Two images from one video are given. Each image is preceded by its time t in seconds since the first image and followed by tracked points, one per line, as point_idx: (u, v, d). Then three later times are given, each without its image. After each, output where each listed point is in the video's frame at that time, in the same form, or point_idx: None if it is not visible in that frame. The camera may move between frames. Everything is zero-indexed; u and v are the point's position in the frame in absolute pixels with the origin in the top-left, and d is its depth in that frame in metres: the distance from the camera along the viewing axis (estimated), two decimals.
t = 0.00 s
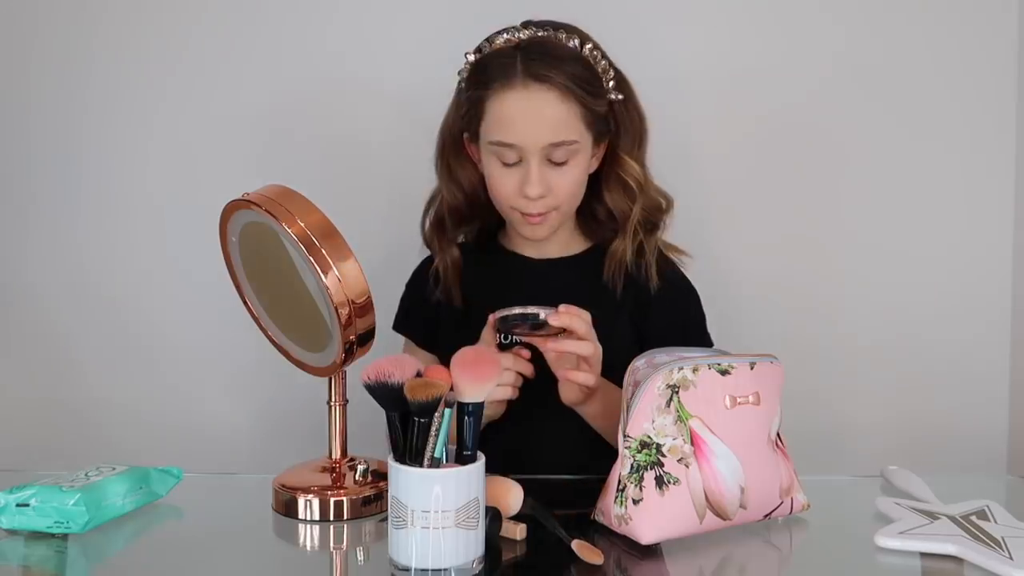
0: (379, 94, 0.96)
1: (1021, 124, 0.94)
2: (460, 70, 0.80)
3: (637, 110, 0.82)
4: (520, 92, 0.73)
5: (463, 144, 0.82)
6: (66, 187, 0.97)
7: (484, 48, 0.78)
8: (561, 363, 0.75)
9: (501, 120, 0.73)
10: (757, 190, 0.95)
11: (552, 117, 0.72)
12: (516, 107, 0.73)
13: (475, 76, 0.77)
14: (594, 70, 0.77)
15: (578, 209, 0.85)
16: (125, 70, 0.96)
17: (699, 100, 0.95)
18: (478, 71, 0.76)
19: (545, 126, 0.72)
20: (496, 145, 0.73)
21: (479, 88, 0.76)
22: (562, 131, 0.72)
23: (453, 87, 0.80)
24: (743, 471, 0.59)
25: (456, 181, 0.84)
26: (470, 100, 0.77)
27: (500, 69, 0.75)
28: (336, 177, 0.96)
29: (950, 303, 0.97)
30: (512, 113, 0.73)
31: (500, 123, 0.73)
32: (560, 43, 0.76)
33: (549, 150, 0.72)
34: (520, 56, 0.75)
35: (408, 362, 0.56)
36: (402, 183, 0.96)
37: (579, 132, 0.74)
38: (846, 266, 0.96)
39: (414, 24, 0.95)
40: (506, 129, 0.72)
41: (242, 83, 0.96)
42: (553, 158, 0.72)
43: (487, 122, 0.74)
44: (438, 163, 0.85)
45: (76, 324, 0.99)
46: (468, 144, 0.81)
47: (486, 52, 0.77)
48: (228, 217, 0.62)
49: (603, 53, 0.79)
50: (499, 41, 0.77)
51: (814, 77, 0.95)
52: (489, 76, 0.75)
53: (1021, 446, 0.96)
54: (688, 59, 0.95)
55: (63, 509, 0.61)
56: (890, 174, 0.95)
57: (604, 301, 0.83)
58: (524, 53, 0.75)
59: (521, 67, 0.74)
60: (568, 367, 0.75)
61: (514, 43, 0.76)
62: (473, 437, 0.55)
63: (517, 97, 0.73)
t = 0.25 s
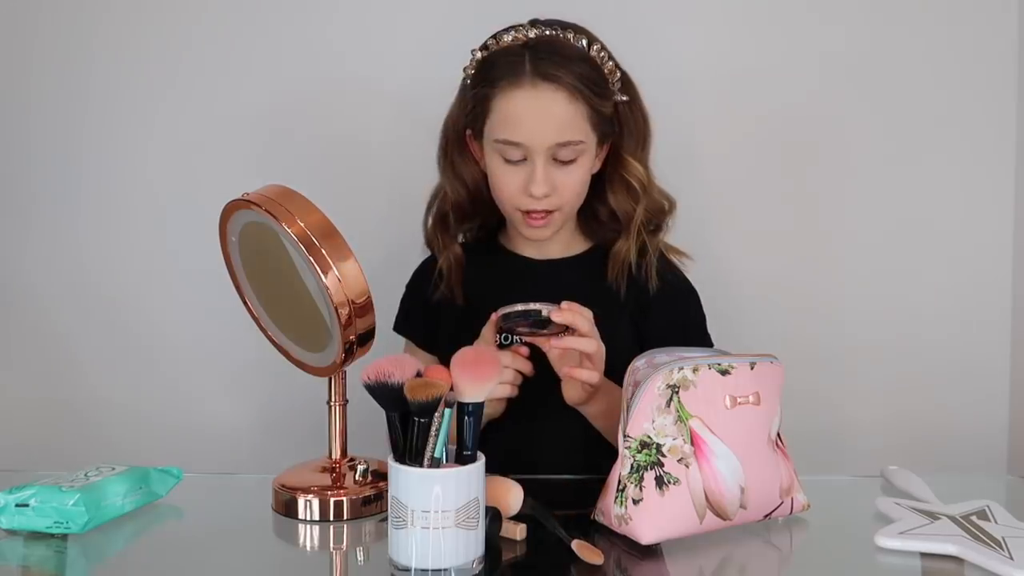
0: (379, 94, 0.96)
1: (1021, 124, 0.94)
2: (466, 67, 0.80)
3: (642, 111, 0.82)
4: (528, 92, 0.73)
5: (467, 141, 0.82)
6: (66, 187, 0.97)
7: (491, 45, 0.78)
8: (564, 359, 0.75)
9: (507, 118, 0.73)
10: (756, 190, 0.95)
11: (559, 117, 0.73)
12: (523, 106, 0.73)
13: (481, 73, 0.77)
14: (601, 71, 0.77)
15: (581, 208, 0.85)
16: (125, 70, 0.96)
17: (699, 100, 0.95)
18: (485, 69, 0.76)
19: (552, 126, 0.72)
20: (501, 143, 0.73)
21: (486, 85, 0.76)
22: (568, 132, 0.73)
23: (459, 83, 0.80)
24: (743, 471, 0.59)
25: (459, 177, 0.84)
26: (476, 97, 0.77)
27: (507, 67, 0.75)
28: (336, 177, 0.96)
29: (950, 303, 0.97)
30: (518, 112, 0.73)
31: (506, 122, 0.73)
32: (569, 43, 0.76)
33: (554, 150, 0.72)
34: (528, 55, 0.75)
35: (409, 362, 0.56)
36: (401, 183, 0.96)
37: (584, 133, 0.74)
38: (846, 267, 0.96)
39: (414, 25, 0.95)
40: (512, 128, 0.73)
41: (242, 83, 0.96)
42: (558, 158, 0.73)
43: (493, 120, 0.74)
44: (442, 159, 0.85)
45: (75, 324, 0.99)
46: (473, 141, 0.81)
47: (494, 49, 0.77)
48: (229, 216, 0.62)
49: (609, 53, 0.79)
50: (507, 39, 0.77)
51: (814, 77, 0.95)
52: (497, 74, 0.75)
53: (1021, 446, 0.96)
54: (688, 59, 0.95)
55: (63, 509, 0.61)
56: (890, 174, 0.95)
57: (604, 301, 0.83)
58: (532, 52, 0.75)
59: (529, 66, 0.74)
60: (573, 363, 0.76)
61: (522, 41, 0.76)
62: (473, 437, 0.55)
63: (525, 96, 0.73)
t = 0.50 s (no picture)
0: (379, 94, 0.96)
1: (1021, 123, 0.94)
2: (469, 67, 0.80)
3: (645, 114, 0.82)
4: (531, 93, 0.73)
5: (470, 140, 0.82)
6: (66, 187, 0.97)
7: (495, 46, 0.78)
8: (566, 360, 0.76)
9: (510, 119, 0.73)
10: (757, 190, 0.95)
11: (562, 119, 0.73)
12: (526, 107, 0.73)
13: (485, 74, 0.77)
14: (604, 73, 0.77)
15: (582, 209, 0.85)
16: (126, 70, 0.96)
17: (699, 101, 0.95)
18: (489, 70, 0.76)
19: (555, 127, 0.72)
20: (504, 144, 0.73)
21: (490, 85, 0.76)
22: (571, 134, 0.73)
23: (462, 83, 0.80)
24: (743, 471, 0.59)
25: (461, 176, 0.84)
26: (479, 97, 0.77)
27: (511, 68, 0.75)
28: (336, 178, 0.96)
29: (950, 303, 0.96)
30: (522, 114, 0.73)
31: (509, 123, 0.73)
32: (574, 45, 0.76)
33: (556, 151, 0.72)
34: (533, 56, 0.75)
35: (409, 362, 0.56)
36: (402, 183, 0.96)
37: (587, 135, 0.74)
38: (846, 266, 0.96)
39: (414, 25, 0.95)
40: (514, 129, 0.73)
41: (242, 83, 0.96)
42: (561, 159, 0.73)
43: (497, 121, 0.74)
44: (444, 158, 0.85)
45: (75, 324, 0.99)
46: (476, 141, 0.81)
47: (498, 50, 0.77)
48: (229, 217, 0.62)
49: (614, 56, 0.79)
50: (511, 40, 0.77)
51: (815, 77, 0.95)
52: (501, 75, 0.75)
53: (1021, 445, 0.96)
54: (688, 59, 0.95)
55: (63, 509, 0.61)
56: (891, 174, 0.95)
57: (605, 302, 0.83)
58: (537, 53, 0.75)
59: (533, 68, 0.74)
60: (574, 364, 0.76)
61: (526, 42, 0.76)
62: (473, 437, 0.55)
63: (528, 97, 0.73)
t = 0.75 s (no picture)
0: (379, 95, 0.96)
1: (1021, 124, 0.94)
2: (469, 67, 0.80)
3: (645, 114, 0.82)
4: (530, 93, 0.73)
5: (470, 140, 0.82)
6: (67, 187, 0.97)
7: (494, 46, 0.78)
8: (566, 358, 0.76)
9: (509, 119, 0.73)
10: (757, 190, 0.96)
11: (560, 118, 0.73)
12: (525, 107, 0.73)
13: (484, 73, 0.77)
14: (603, 73, 0.77)
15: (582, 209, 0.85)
16: (126, 70, 0.96)
17: (699, 101, 0.95)
18: (488, 69, 0.77)
19: (554, 127, 0.73)
20: (502, 143, 0.74)
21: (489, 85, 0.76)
22: (570, 133, 0.73)
23: (462, 83, 0.80)
24: (743, 471, 0.59)
25: (461, 176, 0.84)
26: (479, 96, 0.77)
27: (510, 68, 0.75)
28: (336, 178, 0.96)
29: (950, 303, 0.96)
30: (520, 113, 0.73)
31: (508, 123, 0.74)
32: (573, 45, 0.76)
33: (555, 151, 0.73)
34: (531, 56, 0.75)
35: (409, 362, 0.56)
36: (402, 184, 0.96)
37: (586, 134, 0.74)
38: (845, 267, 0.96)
39: (414, 25, 0.95)
40: (513, 129, 0.73)
41: (242, 83, 0.96)
42: (559, 159, 0.73)
43: (495, 120, 0.75)
44: (444, 157, 0.85)
45: (75, 324, 0.99)
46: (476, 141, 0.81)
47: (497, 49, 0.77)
48: (229, 217, 0.62)
49: (613, 55, 0.79)
50: (511, 39, 0.77)
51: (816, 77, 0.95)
52: (500, 75, 0.75)
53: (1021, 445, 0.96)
54: (689, 59, 0.95)
55: (63, 509, 0.61)
56: (891, 174, 0.95)
57: (604, 302, 0.83)
58: (536, 53, 0.75)
59: (532, 67, 0.74)
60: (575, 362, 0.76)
61: (525, 42, 0.76)
62: (473, 437, 0.55)
63: (527, 97, 0.73)
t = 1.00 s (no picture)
0: (379, 94, 0.96)
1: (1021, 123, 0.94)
2: (467, 68, 0.80)
3: (643, 114, 0.82)
4: (528, 92, 0.73)
5: (468, 140, 0.82)
6: (67, 187, 0.97)
7: (492, 46, 0.78)
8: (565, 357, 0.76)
9: (507, 118, 0.73)
10: (757, 190, 0.95)
11: (558, 117, 0.73)
12: (523, 107, 0.73)
13: (482, 73, 0.77)
14: (601, 73, 0.77)
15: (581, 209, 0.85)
16: (126, 70, 0.96)
17: (699, 101, 0.95)
18: (486, 69, 0.77)
19: (551, 126, 0.73)
20: (501, 143, 0.74)
21: (487, 85, 0.76)
22: (567, 133, 0.73)
23: (460, 83, 0.80)
24: (743, 471, 0.59)
25: (461, 176, 0.84)
26: (477, 97, 0.77)
27: (508, 67, 0.75)
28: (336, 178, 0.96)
29: (949, 303, 0.97)
30: (518, 113, 0.73)
31: (506, 122, 0.74)
32: (570, 44, 0.76)
33: (553, 150, 0.73)
34: (529, 56, 0.75)
35: (409, 362, 0.56)
36: (402, 183, 0.96)
37: (584, 133, 0.74)
38: (845, 267, 0.96)
39: (414, 24, 0.95)
40: (512, 129, 0.73)
41: (243, 83, 0.96)
42: (557, 158, 0.73)
43: (493, 120, 0.75)
44: (443, 158, 0.85)
45: (75, 323, 0.99)
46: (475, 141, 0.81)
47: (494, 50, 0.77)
48: (229, 216, 0.62)
49: (611, 55, 0.79)
50: (508, 39, 0.77)
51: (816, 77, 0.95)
52: (498, 75, 0.75)
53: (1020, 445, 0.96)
54: (689, 59, 0.95)
55: (63, 509, 0.61)
56: (891, 174, 0.95)
57: (603, 301, 0.83)
58: (533, 52, 0.75)
59: (530, 67, 0.74)
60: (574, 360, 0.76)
61: (523, 42, 0.76)
62: (473, 437, 0.55)
63: (525, 96, 0.73)
